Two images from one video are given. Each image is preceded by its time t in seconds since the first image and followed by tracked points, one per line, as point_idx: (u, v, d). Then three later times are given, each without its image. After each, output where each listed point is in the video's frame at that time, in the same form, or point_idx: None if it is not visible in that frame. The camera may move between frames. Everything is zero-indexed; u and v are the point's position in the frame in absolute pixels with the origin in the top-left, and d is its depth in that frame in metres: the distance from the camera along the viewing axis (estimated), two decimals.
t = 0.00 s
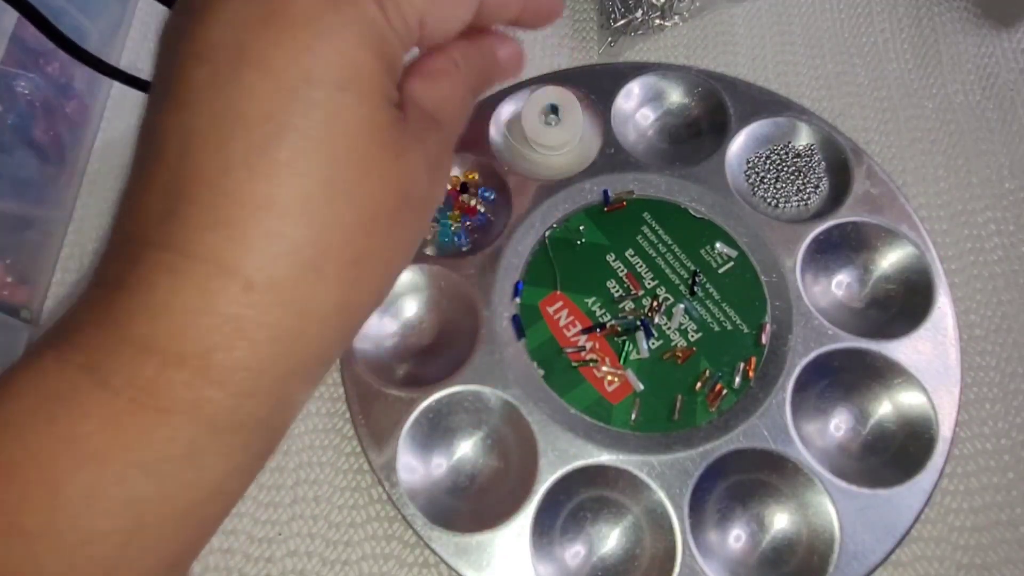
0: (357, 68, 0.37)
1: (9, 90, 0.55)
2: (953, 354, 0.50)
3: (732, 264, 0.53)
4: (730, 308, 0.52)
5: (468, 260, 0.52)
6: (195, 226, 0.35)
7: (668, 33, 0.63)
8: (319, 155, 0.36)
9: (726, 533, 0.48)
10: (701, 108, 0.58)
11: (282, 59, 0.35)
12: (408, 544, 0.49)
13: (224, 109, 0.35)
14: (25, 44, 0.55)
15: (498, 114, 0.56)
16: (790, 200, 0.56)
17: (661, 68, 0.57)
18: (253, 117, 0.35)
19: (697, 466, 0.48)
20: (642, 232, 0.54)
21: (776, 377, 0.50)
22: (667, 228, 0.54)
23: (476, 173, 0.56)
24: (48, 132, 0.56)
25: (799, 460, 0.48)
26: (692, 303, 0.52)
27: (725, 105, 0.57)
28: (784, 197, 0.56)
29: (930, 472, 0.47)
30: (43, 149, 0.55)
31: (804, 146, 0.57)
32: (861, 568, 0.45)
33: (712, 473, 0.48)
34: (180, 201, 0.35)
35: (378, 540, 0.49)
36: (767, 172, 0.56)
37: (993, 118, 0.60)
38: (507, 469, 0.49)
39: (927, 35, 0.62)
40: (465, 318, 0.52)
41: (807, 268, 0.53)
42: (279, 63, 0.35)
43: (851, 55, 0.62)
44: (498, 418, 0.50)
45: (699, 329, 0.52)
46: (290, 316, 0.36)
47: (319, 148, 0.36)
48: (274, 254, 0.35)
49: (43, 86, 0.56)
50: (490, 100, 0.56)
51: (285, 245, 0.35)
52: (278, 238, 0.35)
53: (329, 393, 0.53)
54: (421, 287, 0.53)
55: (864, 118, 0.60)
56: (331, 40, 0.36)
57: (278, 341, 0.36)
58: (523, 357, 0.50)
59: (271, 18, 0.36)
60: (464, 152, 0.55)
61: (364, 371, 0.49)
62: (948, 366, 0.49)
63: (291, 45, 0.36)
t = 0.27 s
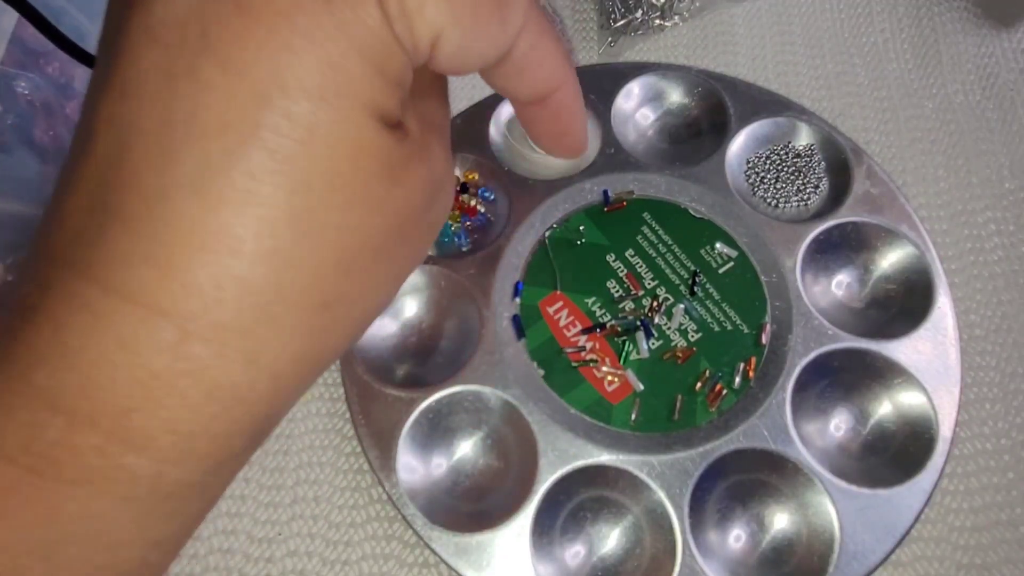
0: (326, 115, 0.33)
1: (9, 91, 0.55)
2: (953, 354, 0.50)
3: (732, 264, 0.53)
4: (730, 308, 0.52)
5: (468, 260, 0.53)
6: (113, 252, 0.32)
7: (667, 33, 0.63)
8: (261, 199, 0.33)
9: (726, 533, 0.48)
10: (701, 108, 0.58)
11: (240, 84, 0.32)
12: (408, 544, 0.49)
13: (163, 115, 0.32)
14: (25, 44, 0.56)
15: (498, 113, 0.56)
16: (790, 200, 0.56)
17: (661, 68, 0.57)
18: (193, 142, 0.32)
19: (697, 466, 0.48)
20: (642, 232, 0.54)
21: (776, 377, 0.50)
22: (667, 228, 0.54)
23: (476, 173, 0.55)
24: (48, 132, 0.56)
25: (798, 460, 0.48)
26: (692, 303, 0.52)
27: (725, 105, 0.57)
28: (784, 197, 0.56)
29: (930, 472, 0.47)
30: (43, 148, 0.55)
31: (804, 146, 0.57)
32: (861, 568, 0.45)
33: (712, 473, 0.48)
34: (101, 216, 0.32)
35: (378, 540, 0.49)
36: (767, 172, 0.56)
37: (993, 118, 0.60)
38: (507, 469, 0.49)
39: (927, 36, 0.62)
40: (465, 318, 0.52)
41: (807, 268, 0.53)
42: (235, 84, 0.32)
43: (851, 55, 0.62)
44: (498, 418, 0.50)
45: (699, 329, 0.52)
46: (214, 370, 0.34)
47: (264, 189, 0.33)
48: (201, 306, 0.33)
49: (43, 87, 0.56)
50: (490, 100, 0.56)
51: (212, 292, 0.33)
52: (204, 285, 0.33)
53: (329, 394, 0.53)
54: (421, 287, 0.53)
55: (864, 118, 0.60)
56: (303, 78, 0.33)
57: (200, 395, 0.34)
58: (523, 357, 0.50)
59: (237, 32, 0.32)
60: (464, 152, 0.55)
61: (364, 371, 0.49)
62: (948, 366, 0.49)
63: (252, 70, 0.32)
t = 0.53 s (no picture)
0: (305, 140, 0.33)
1: (9, 91, 0.55)
2: (953, 354, 0.50)
3: (732, 264, 0.53)
4: (730, 308, 0.52)
5: (468, 260, 0.53)
6: (76, 264, 0.30)
7: (667, 33, 0.63)
8: (226, 208, 0.31)
9: (726, 533, 0.48)
10: (701, 108, 0.58)
11: (225, 98, 0.32)
12: (408, 544, 0.49)
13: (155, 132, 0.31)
14: (25, 44, 0.56)
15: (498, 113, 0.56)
16: (790, 200, 0.56)
17: (660, 68, 0.57)
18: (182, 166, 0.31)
19: (697, 466, 0.48)
20: (642, 232, 0.54)
21: (776, 377, 0.50)
22: (667, 228, 0.54)
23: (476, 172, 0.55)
24: (48, 133, 0.56)
25: (799, 460, 0.48)
26: (692, 303, 0.52)
27: (725, 105, 0.57)
28: (784, 197, 0.56)
29: (930, 472, 0.47)
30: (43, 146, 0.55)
31: (804, 146, 0.57)
32: (861, 568, 0.45)
33: (712, 473, 0.49)
34: (74, 215, 0.30)
35: (378, 540, 0.49)
36: (767, 172, 0.56)
37: (993, 118, 0.60)
38: (507, 469, 0.49)
39: (927, 36, 0.62)
40: (465, 318, 0.52)
41: (807, 268, 0.53)
42: (241, 113, 0.32)
43: (851, 55, 0.62)
44: (498, 418, 0.50)
45: (699, 329, 0.52)
46: (159, 391, 0.31)
47: (230, 199, 0.31)
48: (172, 330, 0.30)
49: (43, 87, 0.56)
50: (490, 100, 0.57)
51: (182, 319, 0.30)
52: (175, 309, 0.30)
53: (329, 394, 0.53)
54: (421, 287, 0.53)
55: (864, 119, 0.60)
56: (288, 102, 0.33)
57: (147, 421, 0.31)
58: (523, 357, 0.50)
59: (251, 65, 0.33)
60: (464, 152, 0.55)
61: (364, 371, 0.49)
62: (948, 366, 0.49)
63: (239, 87, 0.32)
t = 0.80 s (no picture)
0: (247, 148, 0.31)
1: (9, 91, 0.55)
2: (953, 354, 0.50)
3: (732, 264, 0.53)
4: (730, 308, 0.52)
5: (468, 260, 0.53)
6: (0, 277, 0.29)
7: (668, 33, 0.63)
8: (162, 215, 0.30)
9: (726, 533, 0.48)
10: (701, 108, 0.58)
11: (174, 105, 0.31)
12: (409, 544, 0.49)
13: (125, 174, 0.30)
14: (25, 44, 0.55)
15: (497, 113, 0.56)
16: (790, 200, 0.55)
17: (661, 68, 0.57)
18: (164, 233, 0.30)
19: (697, 466, 0.48)
20: (642, 232, 0.54)
21: (776, 376, 0.50)
22: (667, 228, 0.54)
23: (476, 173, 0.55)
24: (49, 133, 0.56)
25: (798, 460, 0.48)
26: (692, 303, 0.52)
27: (725, 105, 0.57)
28: (784, 197, 0.56)
29: (930, 473, 0.47)
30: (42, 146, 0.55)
31: (804, 146, 0.57)
32: (861, 568, 0.45)
33: (712, 473, 0.49)
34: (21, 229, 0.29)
35: (379, 540, 0.49)
36: (767, 172, 0.56)
37: (993, 118, 0.60)
38: (507, 469, 0.49)
39: (927, 36, 0.62)
40: (465, 317, 0.52)
41: (807, 268, 0.53)
42: (224, 172, 0.31)
43: (851, 55, 0.62)
44: (498, 418, 0.50)
45: (699, 329, 0.52)
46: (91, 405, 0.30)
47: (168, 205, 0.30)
48: (88, 345, 0.29)
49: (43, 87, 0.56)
50: (490, 100, 0.57)
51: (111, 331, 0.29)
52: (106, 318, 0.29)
53: (329, 394, 0.53)
54: (421, 287, 0.53)
55: (864, 119, 0.60)
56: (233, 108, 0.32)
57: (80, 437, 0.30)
58: (523, 357, 0.50)
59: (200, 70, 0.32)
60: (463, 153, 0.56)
61: (364, 371, 0.49)
62: (948, 366, 0.49)
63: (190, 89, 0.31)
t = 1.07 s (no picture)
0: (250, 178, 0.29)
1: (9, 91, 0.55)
2: (953, 354, 0.50)
3: (732, 264, 0.53)
4: (730, 308, 0.52)
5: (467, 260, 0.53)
6: None
7: (668, 33, 0.63)
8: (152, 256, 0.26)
9: (726, 533, 0.48)
10: (701, 108, 0.58)
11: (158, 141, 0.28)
12: (409, 544, 0.49)
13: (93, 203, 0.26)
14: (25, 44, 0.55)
15: (497, 113, 0.56)
16: (790, 200, 0.55)
17: (661, 68, 0.57)
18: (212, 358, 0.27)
19: (697, 465, 0.48)
20: (642, 232, 0.54)
21: (776, 376, 0.50)
22: (667, 228, 0.54)
23: (476, 172, 0.55)
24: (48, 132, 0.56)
25: (799, 460, 0.48)
26: (692, 303, 0.52)
27: (725, 106, 0.57)
28: (784, 197, 0.56)
29: (930, 473, 0.47)
30: (42, 145, 0.55)
31: (804, 146, 0.57)
32: (861, 568, 0.45)
33: (712, 473, 0.49)
34: None
35: (378, 540, 0.49)
36: (767, 172, 0.56)
37: (993, 119, 0.60)
38: (507, 469, 0.49)
39: (927, 36, 0.62)
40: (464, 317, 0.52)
41: (807, 268, 0.53)
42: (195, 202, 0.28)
43: (851, 55, 0.62)
44: (498, 418, 0.50)
45: (699, 329, 0.52)
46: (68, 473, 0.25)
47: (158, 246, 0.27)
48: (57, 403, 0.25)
49: (43, 87, 0.56)
50: (491, 100, 0.57)
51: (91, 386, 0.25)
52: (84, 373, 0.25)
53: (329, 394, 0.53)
54: (421, 287, 0.53)
55: (864, 119, 0.60)
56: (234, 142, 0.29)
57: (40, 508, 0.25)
58: (523, 357, 0.50)
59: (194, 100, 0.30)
60: (464, 152, 0.56)
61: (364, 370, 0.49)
62: (948, 366, 0.49)
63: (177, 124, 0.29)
